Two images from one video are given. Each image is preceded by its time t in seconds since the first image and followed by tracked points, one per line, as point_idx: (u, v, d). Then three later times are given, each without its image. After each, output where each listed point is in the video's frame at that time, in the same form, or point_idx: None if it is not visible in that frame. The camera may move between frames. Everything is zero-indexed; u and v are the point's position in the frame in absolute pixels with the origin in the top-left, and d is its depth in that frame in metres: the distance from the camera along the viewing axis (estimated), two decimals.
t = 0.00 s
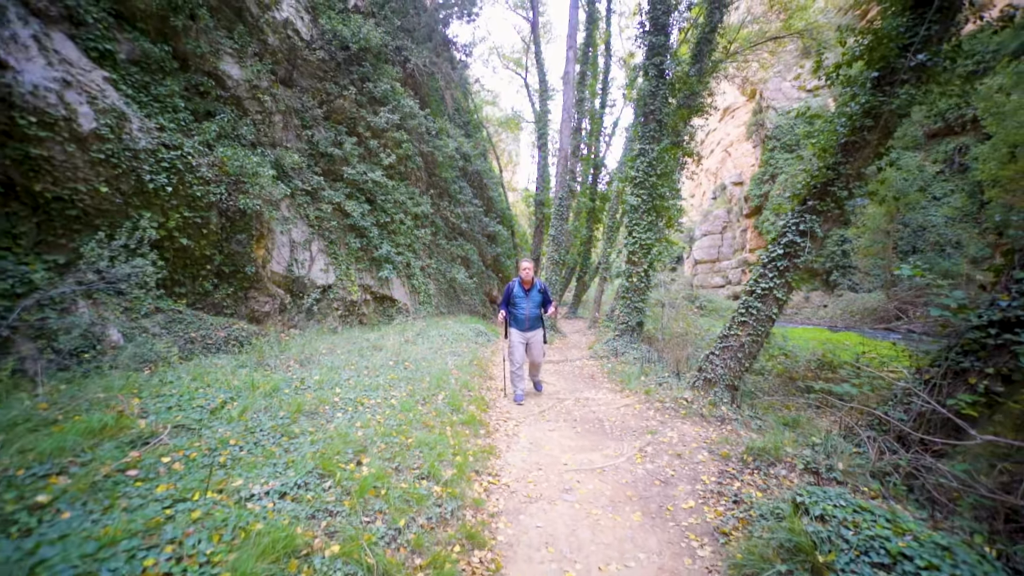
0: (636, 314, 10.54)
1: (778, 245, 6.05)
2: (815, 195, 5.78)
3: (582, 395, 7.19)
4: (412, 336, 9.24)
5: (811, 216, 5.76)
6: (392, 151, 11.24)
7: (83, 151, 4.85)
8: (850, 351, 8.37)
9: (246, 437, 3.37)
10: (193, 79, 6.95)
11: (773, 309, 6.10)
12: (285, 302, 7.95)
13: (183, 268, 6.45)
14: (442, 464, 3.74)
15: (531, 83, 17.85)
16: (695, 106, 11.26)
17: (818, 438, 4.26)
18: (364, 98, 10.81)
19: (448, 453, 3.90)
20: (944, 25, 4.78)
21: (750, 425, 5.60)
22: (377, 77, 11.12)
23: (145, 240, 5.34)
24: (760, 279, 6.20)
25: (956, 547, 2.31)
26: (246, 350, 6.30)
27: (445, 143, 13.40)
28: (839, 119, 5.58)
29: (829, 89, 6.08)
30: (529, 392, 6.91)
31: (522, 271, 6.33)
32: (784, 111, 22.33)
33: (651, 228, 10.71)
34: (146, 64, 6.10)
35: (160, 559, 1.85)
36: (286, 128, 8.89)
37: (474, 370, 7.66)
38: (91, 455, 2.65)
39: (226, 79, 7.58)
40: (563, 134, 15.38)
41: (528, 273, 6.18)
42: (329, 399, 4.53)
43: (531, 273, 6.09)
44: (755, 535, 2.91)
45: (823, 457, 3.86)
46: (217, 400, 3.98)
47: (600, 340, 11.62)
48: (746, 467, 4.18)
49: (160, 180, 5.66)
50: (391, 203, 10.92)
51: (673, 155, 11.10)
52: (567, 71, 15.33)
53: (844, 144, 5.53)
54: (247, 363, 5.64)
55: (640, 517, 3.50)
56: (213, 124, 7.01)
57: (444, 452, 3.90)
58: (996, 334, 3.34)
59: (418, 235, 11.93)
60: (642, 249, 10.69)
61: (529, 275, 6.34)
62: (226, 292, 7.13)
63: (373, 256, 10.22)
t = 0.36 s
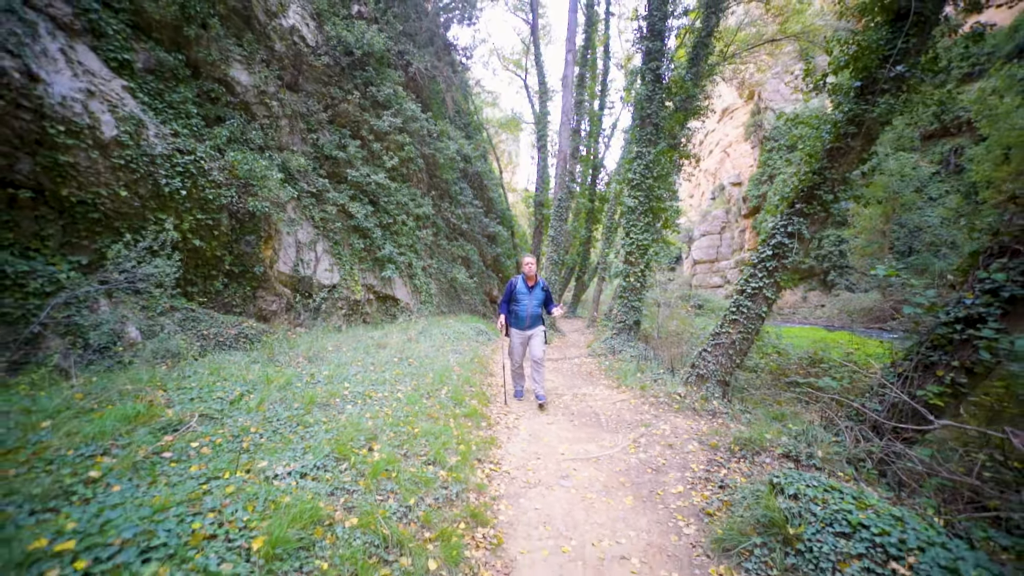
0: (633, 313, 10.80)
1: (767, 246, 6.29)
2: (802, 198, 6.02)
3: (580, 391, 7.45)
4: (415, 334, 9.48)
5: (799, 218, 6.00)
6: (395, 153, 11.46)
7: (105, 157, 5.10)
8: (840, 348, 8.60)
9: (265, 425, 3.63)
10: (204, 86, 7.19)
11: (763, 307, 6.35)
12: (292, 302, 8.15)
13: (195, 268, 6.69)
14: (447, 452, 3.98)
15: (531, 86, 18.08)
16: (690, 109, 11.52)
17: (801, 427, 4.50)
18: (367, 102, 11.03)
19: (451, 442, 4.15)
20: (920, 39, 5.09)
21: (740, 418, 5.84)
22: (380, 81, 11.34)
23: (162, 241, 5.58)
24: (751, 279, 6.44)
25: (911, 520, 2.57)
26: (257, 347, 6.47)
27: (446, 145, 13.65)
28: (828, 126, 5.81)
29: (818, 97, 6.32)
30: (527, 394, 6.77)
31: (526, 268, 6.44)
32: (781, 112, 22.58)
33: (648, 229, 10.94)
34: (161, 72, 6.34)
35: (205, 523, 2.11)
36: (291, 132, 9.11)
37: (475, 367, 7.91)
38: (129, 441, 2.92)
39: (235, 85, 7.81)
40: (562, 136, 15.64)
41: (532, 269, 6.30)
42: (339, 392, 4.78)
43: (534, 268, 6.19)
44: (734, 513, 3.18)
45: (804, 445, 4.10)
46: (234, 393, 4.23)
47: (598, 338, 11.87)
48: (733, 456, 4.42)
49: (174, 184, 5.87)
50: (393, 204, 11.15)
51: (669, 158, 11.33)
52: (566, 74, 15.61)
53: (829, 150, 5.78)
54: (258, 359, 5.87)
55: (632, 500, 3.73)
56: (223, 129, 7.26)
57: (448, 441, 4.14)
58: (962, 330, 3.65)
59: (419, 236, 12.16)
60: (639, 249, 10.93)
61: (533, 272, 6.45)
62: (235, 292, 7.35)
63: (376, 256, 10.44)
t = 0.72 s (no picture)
0: (629, 312, 11.00)
1: (757, 247, 6.50)
2: (790, 201, 6.24)
3: (576, 387, 7.66)
4: (416, 333, 9.69)
5: (786, 220, 6.22)
6: (396, 155, 11.66)
7: (120, 162, 5.32)
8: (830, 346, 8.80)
9: (276, 417, 3.85)
10: (212, 92, 7.39)
11: (752, 306, 6.56)
12: (296, 301, 8.34)
13: (203, 268, 6.89)
14: (448, 442, 4.20)
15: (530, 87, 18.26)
16: (686, 113, 11.74)
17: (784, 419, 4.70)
18: (369, 106, 11.22)
19: (452, 433, 4.37)
20: (902, 48, 5.34)
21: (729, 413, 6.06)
22: (381, 85, 11.52)
23: (174, 243, 5.79)
24: (741, 278, 6.64)
25: (876, 501, 2.79)
26: (263, 345, 6.66)
27: (446, 147, 13.86)
28: (817, 131, 6.01)
29: (808, 103, 6.51)
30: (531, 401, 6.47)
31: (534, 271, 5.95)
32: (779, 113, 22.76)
33: (644, 229, 11.12)
34: (171, 80, 6.55)
35: (232, 500, 2.34)
36: (295, 135, 9.30)
37: (475, 365, 8.12)
38: (153, 429, 3.16)
39: (241, 90, 8.00)
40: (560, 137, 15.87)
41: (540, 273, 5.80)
42: (344, 388, 4.99)
43: (542, 272, 5.71)
44: (715, 496, 3.41)
45: (786, 436, 4.30)
46: (246, 388, 4.45)
47: (595, 337, 12.09)
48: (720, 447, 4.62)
49: (185, 188, 6.09)
50: (394, 205, 11.35)
51: (665, 160, 11.52)
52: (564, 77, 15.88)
53: (816, 155, 6.00)
54: (265, 356, 6.06)
55: (622, 488, 3.95)
56: (230, 134, 7.47)
57: (449, 433, 4.36)
58: (932, 327, 3.90)
59: (420, 236, 12.37)
60: (636, 250, 11.09)
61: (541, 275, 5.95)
62: (241, 291, 7.53)
63: (378, 257, 10.64)
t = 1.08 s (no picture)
0: (625, 312, 11.23)
1: (744, 249, 6.73)
2: (775, 204, 6.47)
3: (571, 384, 7.91)
4: (416, 332, 9.92)
5: (772, 223, 6.46)
6: (396, 158, 11.91)
7: (134, 168, 5.57)
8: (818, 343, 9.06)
9: (284, 409, 4.10)
10: (219, 99, 7.62)
11: (739, 305, 6.80)
12: (298, 301, 8.53)
13: (211, 269, 7.08)
14: (447, 434, 4.44)
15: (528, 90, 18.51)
16: (680, 116, 12.01)
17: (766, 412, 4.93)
18: (370, 110, 11.44)
19: (450, 425, 4.61)
20: (878, 59, 5.62)
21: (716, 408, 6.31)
22: (382, 90, 11.75)
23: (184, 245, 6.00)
24: (729, 279, 6.87)
25: (838, 483, 3.05)
26: (268, 344, 6.85)
27: (445, 150, 14.12)
28: (801, 137, 6.26)
29: (794, 110, 6.75)
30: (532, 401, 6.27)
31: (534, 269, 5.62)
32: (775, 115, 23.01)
33: (639, 230, 11.27)
34: (180, 88, 6.80)
35: (251, 480, 2.59)
36: (299, 139, 9.52)
37: (473, 363, 8.36)
38: (172, 419, 3.42)
39: (247, 97, 8.22)
40: (558, 139, 16.14)
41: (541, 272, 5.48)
42: (347, 383, 5.24)
43: (543, 271, 5.38)
44: (695, 481, 3.66)
45: (767, 428, 4.52)
46: (255, 383, 4.69)
47: (592, 336, 12.33)
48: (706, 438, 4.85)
49: (194, 192, 6.31)
50: (395, 207, 11.57)
51: (659, 163, 11.74)
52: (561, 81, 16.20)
53: (799, 160, 6.25)
54: (271, 354, 6.28)
55: (610, 476, 4.19)
56: (236, 139, 7.72)
57: (447, 424, 4.62)
58: (899, 324, 4.18)
59: (419, 237, 12.62)
60: (631, 250, 11.15)
61: (541, 274, 5.63)
62: (246, 292, 7.70)
63: (378, 257, 10.86)
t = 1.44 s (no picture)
0: (620, 311, 11.49)
1: (732, 251, 7.00)
2: (762, 208, 6.73)
3: (567, 381, 8.17)
4: (417, 331, 10.17)
5: (758, 226, 6.72)
6: (397, 161, 12.16)
7: (149, 174, 5.81)
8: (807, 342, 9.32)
9: (293, 401, 4.36)
10: (227, 105, 7.88)
11: (728, 305, 7.06)
12: (302, 301, 8.74)
13: (220, 271, 7.29)
14: (447, 426, 4.70)
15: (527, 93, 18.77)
16: (675, 120, 12.26)
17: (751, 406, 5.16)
18: (371, 114, 11.69)
19: (449, 419, 4.87)
20: (858, 71, 5.90)
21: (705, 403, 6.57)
22: (383, 94, 12.00)
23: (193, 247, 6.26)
24: (718, 279, 7.13)
25: (808, 469, 3.31)
26: (275, 342, 7.03)
27: (445, 152, 14.36)
28: (787, 144, 6.52)
29: (781, 117, 7.02)
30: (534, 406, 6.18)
31: (529, 272, 5.55)
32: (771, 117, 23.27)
33: (635, 232, 11.52)
34: (190, 95, 7.04)
35: (271, 464, 2.84)
36: (302, 143, 9.76)
37: (472, 361, 8.60)
38: (192, 411, 3.66)
39: (253, 103, 8.47)
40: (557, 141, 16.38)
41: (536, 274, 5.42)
42: (351, 378, 5.50)
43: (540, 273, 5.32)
44: (678, 469, 3.91)
45: (751, 421, 4.75)
46: (264, 378, 4.95)
47: (589, 335, 12.59)
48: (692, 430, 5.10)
49: (204, 196, 6.57)
50: (396, 209, 11.81)
51: (654, 166, 11.98)
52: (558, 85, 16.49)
53: (784, 166, 6.52)
54: (278, 351, 6.49)
55: (600, 465, 4.43)
56: (243, 144, 7.97)
57: (447, 418, 4.87)
58: (871, 322, 4.45)
59: (420, 238, 12.88)
60: (626, 251, 11.43)
61: (536, 276, 5.57)
62: (253, 292, 7.89)
63: (380, 258, 11.10)
